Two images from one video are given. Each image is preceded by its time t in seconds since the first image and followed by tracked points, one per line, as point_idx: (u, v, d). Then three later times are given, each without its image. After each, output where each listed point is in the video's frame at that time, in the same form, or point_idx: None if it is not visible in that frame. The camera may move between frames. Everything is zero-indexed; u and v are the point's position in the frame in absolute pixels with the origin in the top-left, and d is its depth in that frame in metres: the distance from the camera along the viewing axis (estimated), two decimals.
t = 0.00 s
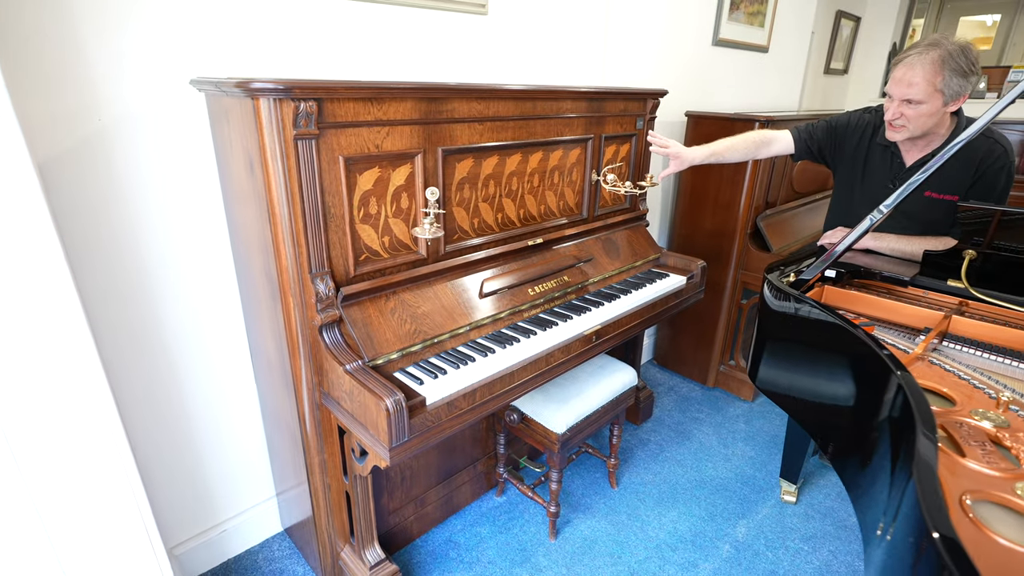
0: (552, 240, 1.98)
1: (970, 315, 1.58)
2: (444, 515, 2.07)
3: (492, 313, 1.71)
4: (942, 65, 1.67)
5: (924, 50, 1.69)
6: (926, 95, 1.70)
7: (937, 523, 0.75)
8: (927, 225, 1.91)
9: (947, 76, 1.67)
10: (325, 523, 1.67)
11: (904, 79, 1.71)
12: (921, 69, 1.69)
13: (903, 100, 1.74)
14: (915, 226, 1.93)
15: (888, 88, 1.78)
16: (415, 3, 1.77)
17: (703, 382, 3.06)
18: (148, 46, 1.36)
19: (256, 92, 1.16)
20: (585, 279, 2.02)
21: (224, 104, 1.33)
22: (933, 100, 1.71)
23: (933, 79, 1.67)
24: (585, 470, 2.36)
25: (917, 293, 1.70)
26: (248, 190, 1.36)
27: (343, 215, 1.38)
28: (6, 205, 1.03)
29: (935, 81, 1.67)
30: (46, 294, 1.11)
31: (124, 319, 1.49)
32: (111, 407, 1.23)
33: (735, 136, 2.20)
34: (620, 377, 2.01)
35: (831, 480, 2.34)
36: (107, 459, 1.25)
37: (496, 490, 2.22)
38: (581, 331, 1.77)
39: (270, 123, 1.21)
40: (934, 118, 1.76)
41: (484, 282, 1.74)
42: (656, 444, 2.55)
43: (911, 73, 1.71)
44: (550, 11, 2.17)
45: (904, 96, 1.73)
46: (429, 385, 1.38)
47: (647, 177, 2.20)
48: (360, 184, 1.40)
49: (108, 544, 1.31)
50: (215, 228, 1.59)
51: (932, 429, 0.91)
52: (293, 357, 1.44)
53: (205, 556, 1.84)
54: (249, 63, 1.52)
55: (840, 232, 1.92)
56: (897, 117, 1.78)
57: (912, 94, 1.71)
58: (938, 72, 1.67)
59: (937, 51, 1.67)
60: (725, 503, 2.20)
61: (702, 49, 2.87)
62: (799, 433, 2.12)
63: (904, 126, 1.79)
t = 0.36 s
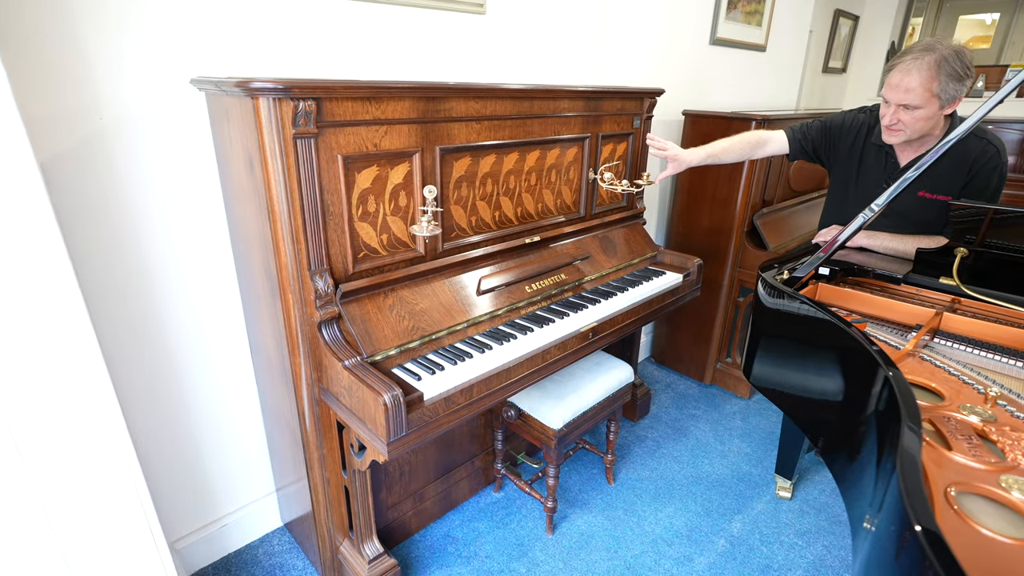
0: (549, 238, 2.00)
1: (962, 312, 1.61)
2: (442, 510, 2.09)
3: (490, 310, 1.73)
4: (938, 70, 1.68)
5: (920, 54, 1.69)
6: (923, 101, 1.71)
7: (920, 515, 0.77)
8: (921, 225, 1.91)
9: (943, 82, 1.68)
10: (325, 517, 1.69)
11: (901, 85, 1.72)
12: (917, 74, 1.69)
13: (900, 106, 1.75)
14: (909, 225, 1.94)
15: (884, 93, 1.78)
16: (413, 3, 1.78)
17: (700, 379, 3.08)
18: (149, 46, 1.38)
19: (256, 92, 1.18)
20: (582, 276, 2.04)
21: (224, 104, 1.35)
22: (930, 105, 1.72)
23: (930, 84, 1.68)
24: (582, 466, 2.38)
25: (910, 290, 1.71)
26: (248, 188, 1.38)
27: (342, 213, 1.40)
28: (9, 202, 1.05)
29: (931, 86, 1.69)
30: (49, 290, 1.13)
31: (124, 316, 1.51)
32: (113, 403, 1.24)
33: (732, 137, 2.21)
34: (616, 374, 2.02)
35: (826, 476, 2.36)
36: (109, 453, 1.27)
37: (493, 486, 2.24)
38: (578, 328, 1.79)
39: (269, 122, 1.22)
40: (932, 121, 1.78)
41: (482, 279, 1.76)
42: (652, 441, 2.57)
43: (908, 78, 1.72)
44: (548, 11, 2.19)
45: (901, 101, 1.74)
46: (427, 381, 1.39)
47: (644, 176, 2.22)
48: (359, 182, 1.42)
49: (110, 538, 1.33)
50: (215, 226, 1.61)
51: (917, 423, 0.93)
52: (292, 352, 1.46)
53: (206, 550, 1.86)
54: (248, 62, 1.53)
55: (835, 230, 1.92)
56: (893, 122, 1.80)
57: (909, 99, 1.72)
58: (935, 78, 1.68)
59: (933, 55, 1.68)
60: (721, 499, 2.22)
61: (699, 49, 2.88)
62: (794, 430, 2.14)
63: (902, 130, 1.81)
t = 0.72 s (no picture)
0: (547, 235, 2.00)
1: (958, 309, 1.61)
2: (440, 507, 2.09)
3: (487, 307, 1.73)
4: (939, 67, 1.68)
5: (922, 51, 1.70)
6: (922, 97, 1.71)
7: (911, 511, 0.77)
8: (918, 223, 1.90)
9: (943, 79, 1.69)
10: (322, 513, 1.69)
11: (902, 80, 1.72)
12: (917, 70, 1.69)
13: (900, 101, 1.75)
14: (906, 223, 1.93)
15: (884, 88, 1.78)
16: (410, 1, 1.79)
17: (698, 377, 3.08)
18: (146, 44, 1.38)
19: (253, 89, 1.18)
20: (580, 274, 2.04)
21: (221, 101, 1.35)
22: (930, 102, 1.73)
23: (930, 81, 1.68)
24: (580, 463, 2.38)
25: (906, 287, 1.72)
26: (245, 185, 1.38)
27: (339, 210, 1.40)
28: (6, 199, 1.05)
29: (931, 83, 1.69)
30: (47, 286, 1.13)
31: (123, 313, 1.52)
32: (111, 399, 1.25)
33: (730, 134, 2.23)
34: (614, 371, 2.03)
35: (823, 473, 2.37)
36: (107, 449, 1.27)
37: (491, 482, 2.24)
38: (575, 325, 1.79)
39: (267, 119, 1.23)
40: (930, 118, 1.78)
41: (480, 276, 1.76)
42: (650, 438, 2.58)
43: (908, 73, 1.72)
44: (546, 8, 2.19)
45: (900, 97, 1.74)
46: (423, 376, 1.40)
47: (642, 173, 2.22)
48: (356, 179, 1.42)
49: (108, 535, 1.34)
50: (214, 223, 1.61)
51: (909, 418, 0.93)
52: (290, 349, 1.47)
53: (205, 546, 1.87)
54: (246, 60, 1.54)
55: (831, 228, 1.94)
56: (892, 118, 1.80)
57: (909, 95, 1.72)
58: (935, 74, 1.69)
59: (934, 52, 1.68)
60: (718, 495, 2.23)
61: (698, 47, 2.88)
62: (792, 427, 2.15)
63: (900, 127, 1.81)
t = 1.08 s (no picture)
0: (544, 230, 1.98)
1: (960, 305, 1.60)
2: (435, 505, 2.07)
3: (482, 303, 1.71)
4: (931, 60, 1.64)
5: (918, 42, 1.65)
6: (912, 90, 1.68)
7: (911, 510, 0.75)
8: (918, 218, 1.87)
9: (933, 72, 1.64)
10: (315, 512, 1.67)
11: (895, 70, 1.69)
12: (911, 62, 1.66)
13: (892, 92, 1.72)
14: (906, 218, 1.90)
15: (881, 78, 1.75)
16: None
17: (697, 375, 3.06)
18: (133, 33, 1.36)
19: (240, 79, 1.16)
20: (576, 269, 2.02)
21: (209, 92, 1.33)
22: (920, 95, 1.68)
23: (921, 74, 1.64)
24: (577, 461, 2.36)
25: (907, 283, 1.71)
26: (234, 178, 1.36)
27: (330, 204, 1.38)
28: None
29: (922, 76, 1.65)
30: (29, 279, 1.11)
31: (111, 308, 1.49)
32: (96, 396, 1.22)
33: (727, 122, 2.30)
34: (611, 368, 2.00)
35: (823, 472, 2.35)
36: (92, 448, 1.25)
37: (487, 481, 2.22)
38: (571, 321, 1.77)
39: (255, 110, 1.20)
40: (922, 113, 1.73)
41: (475, 272, 1.74)
42: (648, 436, 2.56)
43: (903, 65, 1.69)
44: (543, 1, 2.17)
45: (891, 88, 1.71)
46: (416, 373, 1.38)
47: (639, 169, 2.20)
48: (347, 173, 1.40)
49: (94, 535, 1.31)
50: (204, 217, 1.59)
51: (909, 416, 0.91)
52: (280, 345, 1.44)
53: (196, 545, 1.85)
54: (237, 51, 1.51)
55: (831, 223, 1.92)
56: (885, 109, 1.77)
57: (900, 87, 1.69)
58: (926, 67, 1.64)
59: (930, 44, 1.63)
60: (716, 494, 2.21)
61: (697, 42, 2.86)
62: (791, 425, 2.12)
63: (893, 118, 1.78)
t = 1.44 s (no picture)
0: (542, 227, 1.96)
1: (962, 303, 1.58)
2: (432, 505, 2.05)
3: (479, 300, 1.69)
4: (929, 49, 1.54)
5: (915, 31, 1.56)
6: (910, 80, 1.58)
7: (915, 511, 0.72)
8: (921, 213, 1.85)
9: (930, 61, 1.54)
10: (309, 512, 1.65)
11: (891, 61, 1.60)
12: (908, 51, 1.56)
13: (889, 84, 1.63)
14: (909, 214, 1.88)
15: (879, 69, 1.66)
16: None
17: (697, 374, 3.04)
18: (121, 24, 1.33)
19: (229, 71, 1.13)
20: (575, 267, 2.00)
21: (199, 86, 1.30)
22: (918, 85, 1.58)
23: (918, 64, 1.55)
24: (575, 461, 2.34)
25: (909, 281, 1.69)
26: (225, 173, 1.34)
27: (322, 200, 1.36)
28: None
29: (920, 65, 1.55)
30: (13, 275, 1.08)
31: (101, 304, 1.47)
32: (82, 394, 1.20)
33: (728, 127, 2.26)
34: (609, 367, 1.98)
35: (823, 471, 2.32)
36: (79, 448, 1.22)
37: (484, 480, 2.20)
38: (569, 319, 1.75)
39: (244, 103, 1.18)
40: (922, 104, 1.63)
41: (471, 269, 1.72)
42: (647, 434, 2.54)
43: (899, 55, 1.60)
44: None
45: (889, 79, 1.62)
46: (410, 371, 1.36)
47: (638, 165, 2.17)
48: (340, 168, 1.37)
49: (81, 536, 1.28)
50: (196, 213, 1.56)
51: (913, 416, 0.88)
52: (272, 343, 1.42)
53: (191, 545, 1.83)
54: (229, 45, 1.49)
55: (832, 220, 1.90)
56: (883, 101, 1.67)
57: (897, 78, 1.59)
58: (923, 56, 1.55)
59: (928, 33, 1.54)
60: (716, 493, 2.19)
61: (696, 37, 2.83)
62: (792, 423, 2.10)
63: (892, 110, 1.68)
